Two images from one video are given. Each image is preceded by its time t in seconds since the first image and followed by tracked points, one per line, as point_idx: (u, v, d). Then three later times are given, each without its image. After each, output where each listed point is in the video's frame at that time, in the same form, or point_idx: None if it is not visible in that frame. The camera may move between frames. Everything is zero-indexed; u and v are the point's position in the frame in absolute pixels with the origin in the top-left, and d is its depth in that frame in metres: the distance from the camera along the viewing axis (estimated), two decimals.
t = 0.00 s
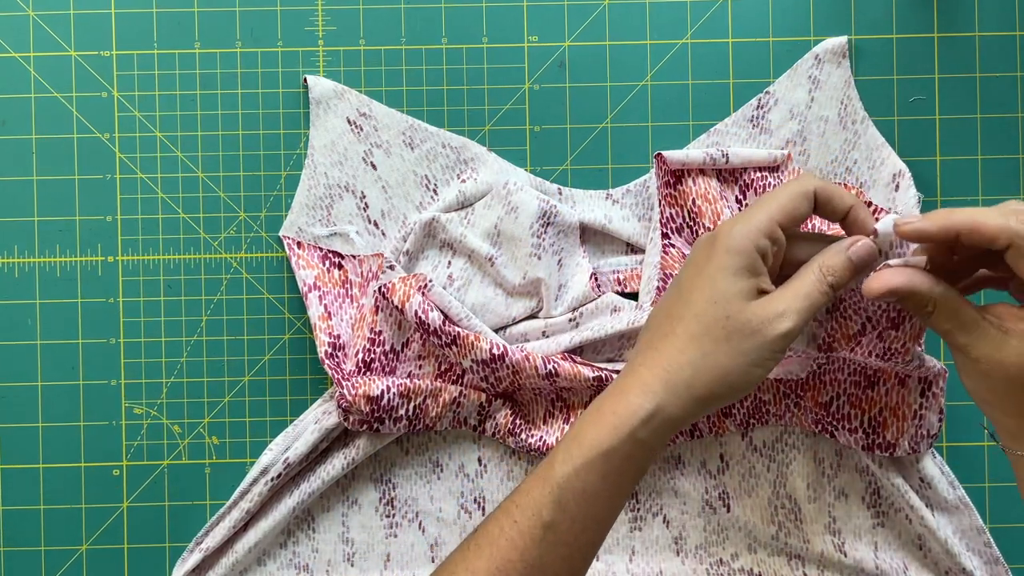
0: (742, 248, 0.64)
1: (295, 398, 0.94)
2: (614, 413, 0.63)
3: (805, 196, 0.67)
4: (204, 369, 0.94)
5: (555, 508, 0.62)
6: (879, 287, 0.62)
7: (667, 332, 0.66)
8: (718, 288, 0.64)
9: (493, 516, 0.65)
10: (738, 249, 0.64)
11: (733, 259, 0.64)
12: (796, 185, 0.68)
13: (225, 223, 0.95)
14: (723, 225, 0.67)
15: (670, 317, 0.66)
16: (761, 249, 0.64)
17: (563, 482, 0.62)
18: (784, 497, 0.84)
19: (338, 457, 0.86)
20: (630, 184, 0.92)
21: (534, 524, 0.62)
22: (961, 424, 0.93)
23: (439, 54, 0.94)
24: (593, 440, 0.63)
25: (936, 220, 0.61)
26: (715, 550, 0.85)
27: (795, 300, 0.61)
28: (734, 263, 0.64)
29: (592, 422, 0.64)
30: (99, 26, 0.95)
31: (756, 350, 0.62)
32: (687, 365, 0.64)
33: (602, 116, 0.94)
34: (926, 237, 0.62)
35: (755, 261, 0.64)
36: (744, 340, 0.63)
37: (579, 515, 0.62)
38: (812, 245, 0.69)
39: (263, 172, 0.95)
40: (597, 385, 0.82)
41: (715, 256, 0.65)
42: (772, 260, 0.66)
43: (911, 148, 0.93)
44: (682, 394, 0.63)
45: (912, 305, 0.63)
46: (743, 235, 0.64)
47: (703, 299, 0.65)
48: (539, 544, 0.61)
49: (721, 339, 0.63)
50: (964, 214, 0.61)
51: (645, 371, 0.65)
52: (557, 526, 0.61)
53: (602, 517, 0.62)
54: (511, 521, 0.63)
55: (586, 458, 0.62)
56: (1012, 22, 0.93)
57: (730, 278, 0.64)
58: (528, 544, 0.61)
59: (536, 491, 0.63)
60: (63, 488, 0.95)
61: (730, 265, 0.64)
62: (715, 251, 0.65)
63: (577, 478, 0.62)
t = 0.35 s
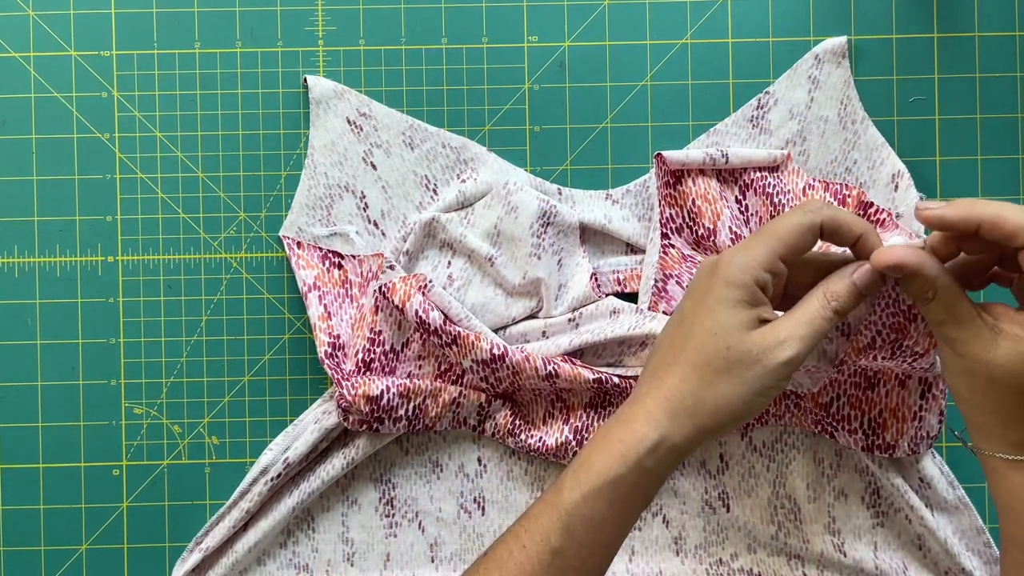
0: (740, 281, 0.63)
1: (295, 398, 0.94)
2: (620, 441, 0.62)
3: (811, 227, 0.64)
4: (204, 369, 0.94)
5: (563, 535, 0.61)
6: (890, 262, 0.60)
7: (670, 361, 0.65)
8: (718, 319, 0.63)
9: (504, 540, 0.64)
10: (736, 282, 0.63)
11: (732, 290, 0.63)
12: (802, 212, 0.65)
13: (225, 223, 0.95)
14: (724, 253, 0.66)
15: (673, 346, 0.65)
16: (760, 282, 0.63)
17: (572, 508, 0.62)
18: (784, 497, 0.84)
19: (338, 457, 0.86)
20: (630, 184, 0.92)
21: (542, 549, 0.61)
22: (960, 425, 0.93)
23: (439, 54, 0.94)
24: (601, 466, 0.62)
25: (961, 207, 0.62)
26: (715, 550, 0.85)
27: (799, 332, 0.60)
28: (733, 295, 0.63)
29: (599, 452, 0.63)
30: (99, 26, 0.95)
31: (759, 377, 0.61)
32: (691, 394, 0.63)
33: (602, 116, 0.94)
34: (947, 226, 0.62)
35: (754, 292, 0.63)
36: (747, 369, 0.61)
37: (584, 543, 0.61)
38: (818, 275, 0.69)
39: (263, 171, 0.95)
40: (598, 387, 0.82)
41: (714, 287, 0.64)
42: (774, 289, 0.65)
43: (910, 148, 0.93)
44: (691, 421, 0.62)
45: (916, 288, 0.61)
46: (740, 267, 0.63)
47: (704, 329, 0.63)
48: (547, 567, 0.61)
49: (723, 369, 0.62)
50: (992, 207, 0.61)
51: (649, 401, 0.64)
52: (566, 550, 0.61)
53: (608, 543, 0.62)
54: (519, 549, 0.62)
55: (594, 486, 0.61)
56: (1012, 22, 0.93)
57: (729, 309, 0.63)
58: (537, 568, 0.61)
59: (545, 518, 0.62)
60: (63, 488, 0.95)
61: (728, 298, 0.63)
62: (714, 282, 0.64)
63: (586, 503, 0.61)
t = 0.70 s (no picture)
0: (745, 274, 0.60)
1: (295, 398, 0.94)
2: (630, 439, 0.62)
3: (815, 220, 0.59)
4: (204, 369, 0.94)
5: (574, 532, 0.60)
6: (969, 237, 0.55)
7: (677, 354, 0.63)
8: (726, 315, 0.61)
9: (510, 536, 0.63)
10: (743, 276, 0.60)
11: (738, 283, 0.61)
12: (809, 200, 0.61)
13: (225, 222, 0.95)
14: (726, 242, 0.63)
15: (679, 339, 0.64)
16: (766, 275, 0.60)
17: (581, 505, 0.61)
18: (784, 497, 0.84)
19: (338, 457, 0.86)
20: (630, 184, 0.92)
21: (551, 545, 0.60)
22: (960, 425, 0.93)
23: (439, 54, 0.94)
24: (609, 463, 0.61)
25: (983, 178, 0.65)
26: (715, 550, 0.85)
27: (811, 328, 0.60)
28: (740, 291, 0.60)
29: (607, 448, 0.62)
30: (99, 26, 0.95)
31: (771, 374, 0.61)
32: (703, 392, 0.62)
33: (602, 116, 0.94)
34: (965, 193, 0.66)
35: (761, 286, 0.60)
36: (761, 364, 0.61)
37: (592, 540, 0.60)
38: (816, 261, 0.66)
39: (262, 171, 0.95)
40: (598, 384, 0.82)
41: (720, 281, 0.61)
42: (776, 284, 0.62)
43: (910, 148, 0.93)
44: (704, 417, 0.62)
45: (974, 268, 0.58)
46: (748, 260, 0.60)
47: (713, 324, 0.62)
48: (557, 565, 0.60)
49: (735, 366, 0.61)
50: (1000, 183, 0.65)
51: (659, 396, 0.63)
52: (574, 548, 0.60)
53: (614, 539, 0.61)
54: (529, 546, 0.61)
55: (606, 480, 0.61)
56: (1012, 22, 0.93)
57: (738, 304, 0.61)
58: (545, 566, 0.60)
59: (553, 512, 0.62)
60: (62, 489, 0.95)
61: (735, 293, 0.61)
62: (720, 276, 0.61)
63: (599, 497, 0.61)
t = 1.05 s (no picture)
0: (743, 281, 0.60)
1: (295, 398, 0.94)
2: (611, 440, 0.61)
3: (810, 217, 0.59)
4: (204, 369, 0.94)
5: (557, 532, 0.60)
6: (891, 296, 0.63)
7: (663, 347, 0.63)
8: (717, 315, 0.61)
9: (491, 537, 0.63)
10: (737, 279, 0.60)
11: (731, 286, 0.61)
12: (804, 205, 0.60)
13: (225, 223, 0.95)
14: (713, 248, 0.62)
15: (663, 335, 0.63)
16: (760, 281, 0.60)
17: (565, 507, 0.60)
18: (784, 497, 0.84)
19: (338, 457, 0.86)
20: (630, 184, 0.92)
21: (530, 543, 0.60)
22: (961, 425, 0.93)
23: (440, 54, 0.94)
24: (591, 460, 0.61)
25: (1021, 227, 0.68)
26: (715, 550, 0.85)
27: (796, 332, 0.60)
28: (733, 291, 0.60)
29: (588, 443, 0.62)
30: (99, 26, 0.95)
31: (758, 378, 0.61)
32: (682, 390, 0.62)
33: (602, 116, 0.94)
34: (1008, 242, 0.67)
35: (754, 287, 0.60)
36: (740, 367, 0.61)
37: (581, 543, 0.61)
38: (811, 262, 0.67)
39: (263, 171, 0.95)
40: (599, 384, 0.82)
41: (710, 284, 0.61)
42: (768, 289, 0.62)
43: (910, 148, 0.93)
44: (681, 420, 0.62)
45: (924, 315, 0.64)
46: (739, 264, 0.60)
47: (701, 324, 0.61)
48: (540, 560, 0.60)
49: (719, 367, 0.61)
50: None
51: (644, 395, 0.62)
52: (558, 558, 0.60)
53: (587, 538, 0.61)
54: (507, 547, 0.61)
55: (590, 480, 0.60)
56: (1012, 22, 0.93)
57: (730, 306, 0.60)
58: (529, 567, 0.60)
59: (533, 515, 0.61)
60: (63, 489, 0.95)
61: (727, 296, 0.60)
62: (713, 274, 0.61)
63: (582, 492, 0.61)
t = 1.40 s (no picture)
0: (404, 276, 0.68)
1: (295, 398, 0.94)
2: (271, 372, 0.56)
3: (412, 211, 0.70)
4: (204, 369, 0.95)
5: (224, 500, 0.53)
6: (976, 271, 0.65)
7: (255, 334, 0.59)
8: (314, 288, 0.61)
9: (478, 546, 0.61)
10: (338, 249, 0.64)
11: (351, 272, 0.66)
12: (313, 176, 0.73)
13: (225, 223, 0.95)
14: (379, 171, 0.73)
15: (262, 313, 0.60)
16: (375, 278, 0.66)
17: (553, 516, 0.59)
18: (784, 497, 0.84)
19: (338, 457, 0.85)
20: (630, 184, 0.92)
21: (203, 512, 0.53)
22: (961, 425, 0.93)
23: (440, 54, 0.94)
24: (258, 416, 0.55)
25: None
26: (715, 551, 0.85)
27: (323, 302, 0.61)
28: (328, 267, 0.63)
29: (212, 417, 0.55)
30: (99, 26, 0.95)
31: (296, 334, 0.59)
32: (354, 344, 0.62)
33: (602, 116, 0.94)
34: None
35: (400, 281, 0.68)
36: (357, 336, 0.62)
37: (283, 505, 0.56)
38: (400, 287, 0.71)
39: (263, 172, 0.95)
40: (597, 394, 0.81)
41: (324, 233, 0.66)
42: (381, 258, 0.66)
43: (911, 148, 0.93)
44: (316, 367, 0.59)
45: (1000, 299, 0.66)
46: (328, 245, 0.64)
47: (289, 297, 0.61)
48: (236, 522, 0.53)
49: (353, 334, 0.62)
50: None
51: (281, 347, 0.58)
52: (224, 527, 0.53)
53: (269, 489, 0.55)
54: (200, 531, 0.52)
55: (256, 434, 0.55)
56: (1012, 22, 0.93)
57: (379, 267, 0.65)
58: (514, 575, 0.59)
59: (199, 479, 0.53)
60: (63, 489, 0.95)
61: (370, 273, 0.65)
62: (324, 233, 0.66)
63: (214, 459, 0.54)
